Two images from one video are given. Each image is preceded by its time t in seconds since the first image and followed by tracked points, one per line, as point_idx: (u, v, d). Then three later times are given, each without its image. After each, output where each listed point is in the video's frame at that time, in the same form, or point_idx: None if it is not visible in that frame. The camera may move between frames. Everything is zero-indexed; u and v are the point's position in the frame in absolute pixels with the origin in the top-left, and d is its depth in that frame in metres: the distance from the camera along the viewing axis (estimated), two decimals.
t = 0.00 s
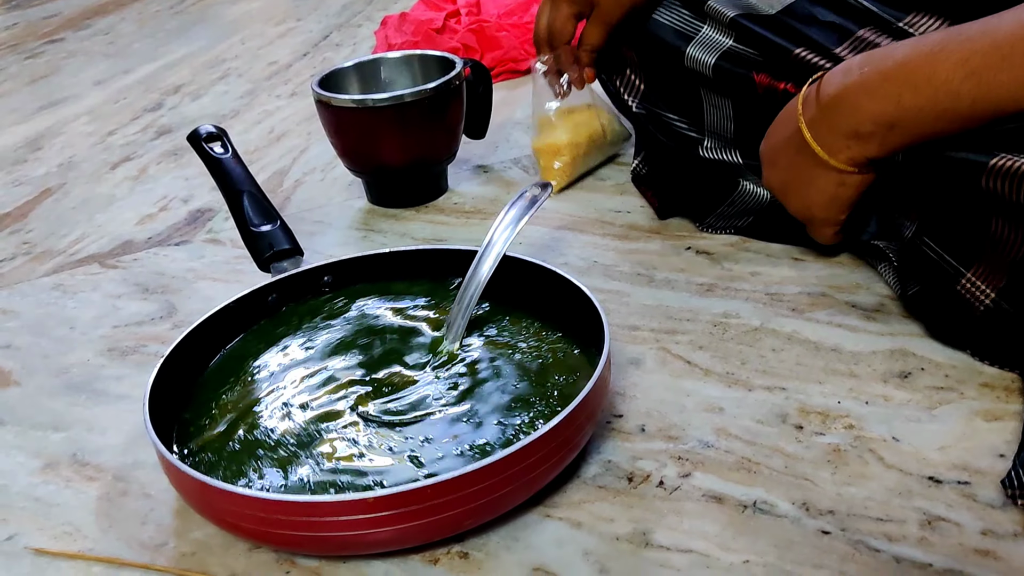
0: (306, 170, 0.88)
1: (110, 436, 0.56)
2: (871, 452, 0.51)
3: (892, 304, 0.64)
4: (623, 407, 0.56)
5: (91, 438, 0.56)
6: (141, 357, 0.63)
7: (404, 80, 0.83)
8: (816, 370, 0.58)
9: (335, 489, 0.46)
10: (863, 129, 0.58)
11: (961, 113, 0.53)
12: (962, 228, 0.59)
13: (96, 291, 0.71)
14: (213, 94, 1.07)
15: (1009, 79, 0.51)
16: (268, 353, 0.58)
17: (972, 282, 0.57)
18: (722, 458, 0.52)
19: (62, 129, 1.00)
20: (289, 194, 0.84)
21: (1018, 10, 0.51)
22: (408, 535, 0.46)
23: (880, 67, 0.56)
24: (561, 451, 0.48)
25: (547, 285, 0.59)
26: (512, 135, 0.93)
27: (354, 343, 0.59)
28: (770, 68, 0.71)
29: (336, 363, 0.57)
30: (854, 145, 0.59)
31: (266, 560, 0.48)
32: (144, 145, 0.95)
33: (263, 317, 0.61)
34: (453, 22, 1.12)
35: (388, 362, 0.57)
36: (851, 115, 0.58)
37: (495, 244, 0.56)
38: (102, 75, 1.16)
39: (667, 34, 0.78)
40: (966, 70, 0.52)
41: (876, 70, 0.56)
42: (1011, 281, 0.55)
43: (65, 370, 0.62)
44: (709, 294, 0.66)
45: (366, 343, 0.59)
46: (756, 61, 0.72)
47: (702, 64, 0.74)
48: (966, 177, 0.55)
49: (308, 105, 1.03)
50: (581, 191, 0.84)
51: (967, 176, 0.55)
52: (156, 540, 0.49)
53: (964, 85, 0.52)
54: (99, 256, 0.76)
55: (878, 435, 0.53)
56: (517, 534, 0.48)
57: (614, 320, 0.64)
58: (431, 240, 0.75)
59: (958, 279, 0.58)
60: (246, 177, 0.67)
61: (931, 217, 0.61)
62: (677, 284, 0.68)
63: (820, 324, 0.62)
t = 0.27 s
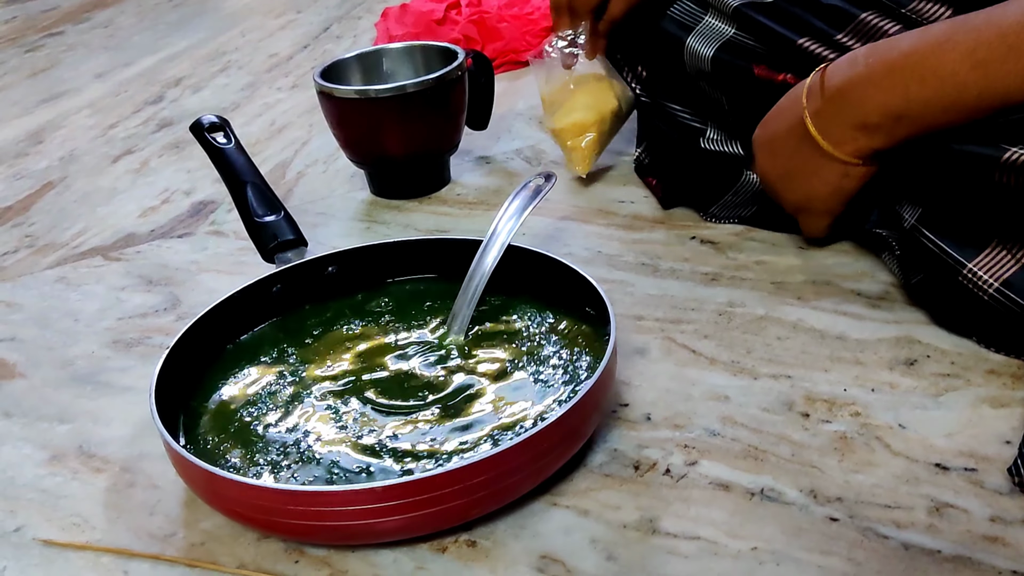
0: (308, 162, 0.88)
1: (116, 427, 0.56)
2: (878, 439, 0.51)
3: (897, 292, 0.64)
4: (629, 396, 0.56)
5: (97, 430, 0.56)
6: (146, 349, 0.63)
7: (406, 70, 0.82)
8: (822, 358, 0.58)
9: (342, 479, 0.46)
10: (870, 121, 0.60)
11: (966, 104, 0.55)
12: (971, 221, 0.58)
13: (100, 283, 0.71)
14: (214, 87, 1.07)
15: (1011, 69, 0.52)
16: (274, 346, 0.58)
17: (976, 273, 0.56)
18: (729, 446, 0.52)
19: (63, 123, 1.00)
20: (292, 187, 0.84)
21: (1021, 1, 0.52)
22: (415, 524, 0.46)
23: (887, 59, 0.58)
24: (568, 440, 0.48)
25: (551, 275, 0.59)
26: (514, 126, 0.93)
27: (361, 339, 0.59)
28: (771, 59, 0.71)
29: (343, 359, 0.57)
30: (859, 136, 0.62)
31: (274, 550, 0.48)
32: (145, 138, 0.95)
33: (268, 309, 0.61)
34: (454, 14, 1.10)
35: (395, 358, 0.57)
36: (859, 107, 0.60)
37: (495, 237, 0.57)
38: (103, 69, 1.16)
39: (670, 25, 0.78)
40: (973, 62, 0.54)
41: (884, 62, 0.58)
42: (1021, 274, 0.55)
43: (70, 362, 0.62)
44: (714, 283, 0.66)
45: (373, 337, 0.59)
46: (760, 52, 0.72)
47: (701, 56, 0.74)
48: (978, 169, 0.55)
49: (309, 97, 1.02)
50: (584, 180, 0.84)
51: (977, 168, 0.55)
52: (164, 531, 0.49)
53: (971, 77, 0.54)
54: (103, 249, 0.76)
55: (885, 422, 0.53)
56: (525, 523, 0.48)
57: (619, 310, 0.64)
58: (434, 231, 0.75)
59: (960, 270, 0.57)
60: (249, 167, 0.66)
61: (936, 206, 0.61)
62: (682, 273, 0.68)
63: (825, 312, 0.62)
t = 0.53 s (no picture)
0: (311, 157, 0.88)
1: (121, 422, 0.57)
2: (883, 431, 0.52)
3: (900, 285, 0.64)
4: (634, 390, 0.56)
5: (103, 425, 0.56)
6: (150, 345, 0.63)
7: (409, 65, 0.82)
8: (826, 351, 0.58)
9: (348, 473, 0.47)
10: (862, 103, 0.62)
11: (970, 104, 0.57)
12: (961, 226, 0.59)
13: (104, 279, 0.71)
14: (216, 83, 1.07)
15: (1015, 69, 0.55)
16: (278, 342, 0.58)
17: (967, 275, 0.57)
18: (734, 439, 0.52)
19: (65, 119, 1.00)
20: (295, 182, 0.84)
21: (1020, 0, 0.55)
22: (421, 518, 0.46)
23: (890, 60, 0.60)
24: (572, 434, 0.48)
25: (555, 269, 0.59)
26: (517, 120, 0.93)
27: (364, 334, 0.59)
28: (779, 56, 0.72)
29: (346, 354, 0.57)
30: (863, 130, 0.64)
31: (280, 544, 0.48)
32: (148, 134, 0.95)
33: (272, 304, 0.61)
34: (455, 7, 1.10)
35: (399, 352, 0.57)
36: (865, 105, 0.62)
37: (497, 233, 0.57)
38: (104, 65, 1.16)
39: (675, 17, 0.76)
40: (976, 63, 0.56)
41: (883, 54, 0.60)
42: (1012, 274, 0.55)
43: (75, 358, 0.62)
44: (718, 276, 0.66)
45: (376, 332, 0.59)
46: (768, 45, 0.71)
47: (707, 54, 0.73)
48: (972, 173, 0.56)
49: (310, 92, 1.02)
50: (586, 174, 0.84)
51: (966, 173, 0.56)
52: (170, 526, 0.49)
53: (973, 77, 0.56)
54: (106, 245, 0.76)
55: (890, 414, 0.53)
56: (530, 516, 0.49)
57: (623, 304, 0.64)
58: (438, 226, 0.75)
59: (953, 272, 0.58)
60: (253, 163, 0.66)
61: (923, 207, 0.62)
62: (686, 267, 0.68)
63: (829, 306, 0.62)
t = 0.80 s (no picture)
0: (328, 155, 0.88)
1: (145, 419, 0.56)
2: (911, 430, 0.51)
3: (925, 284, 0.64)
4: (660, 388, 0.56)
5: (126, 421, 0.56)
6: (173, 341, 0.63)
7: (429, 63, 0.82)
8: (852, 349, 0.58)
9: (375, 469, 0.46)
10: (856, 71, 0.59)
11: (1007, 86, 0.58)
12: (988, 220, 0.61)
13: (124, 275, 0.71)
14: (232, 80, 1.06)
15: None
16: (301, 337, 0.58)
17: (1002, 274, 0.59)
18: (761, 437, 0.52)
19: (82, 116, 1.00)
20: (313, 179, 0.84)
21: None
22: (449, 514, 0.46)
23: (937, 36, 0.56)
24: (599, 431, 0.48)
25: (580, 267, 0.59)
26: (535, 118, 0.93)
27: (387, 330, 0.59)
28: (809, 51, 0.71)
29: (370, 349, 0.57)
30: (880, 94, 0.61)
31: (307, 541, 0.48)
32: (165, 131, 0.95)
33: (295, 301, 0.61)
34: (471, 5, 1.09)
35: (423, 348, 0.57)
36: (897, 78, 0.58)
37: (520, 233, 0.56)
38: (119, 62, 1.16)
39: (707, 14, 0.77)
40: None
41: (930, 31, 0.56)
42: None
43: (97, 354, 0.62)
44: (741, 274, 0.66)
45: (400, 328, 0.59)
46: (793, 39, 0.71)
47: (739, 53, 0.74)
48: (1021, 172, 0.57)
49: (327, 90, 1.02)
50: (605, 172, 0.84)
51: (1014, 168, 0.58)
52: (196, 521, 0.49)
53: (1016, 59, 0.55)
54: (126, 241, 0.75)
55: (918, 413, 0.52)
56: (558, 513, 0.48)
57: (646, 301, 0.64)
58: (458, 223, 0.75)
59: (985, 271, 0.60)
60: (275, 161, 0.66)
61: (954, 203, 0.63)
62: (709, 265, 0.67)
63: (854, 304, 0.62)
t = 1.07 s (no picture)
0: (367, 163, 0.88)
1: (196, 430, 0.56)
2: (974, 455, 0.50)
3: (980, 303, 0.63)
4: (716, 407, 0.56)
5: (177, 432, 0.56)
6: (220, 351, 0.63)
7: (472, 73, 0.82)
8: (909, 370, 0.57)
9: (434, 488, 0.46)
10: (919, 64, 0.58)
11: None
12: None
13: (168, 283, 0.71)
14: (267, 85, 1.06)
15: None
16: (353, 349, 0.58)
17: None
18: (822, 460, 0.51)
19: (118, 120, 1.00)
20: (353, 187, 0.84)
21: None
22: (509, 535, 0.45)
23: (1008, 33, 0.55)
24: (659, 453, 0.47)
25: (636, 284, 0.59)
26: (574, 128, 0.92)
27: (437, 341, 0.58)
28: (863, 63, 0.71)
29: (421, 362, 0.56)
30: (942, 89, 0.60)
31: (366, 559, 0.47)
32: (202, 136, 0.95)
33: (346, 312, 0.61)
34: (507, 13, 1.08)
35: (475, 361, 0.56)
36: (962, 70, 0.58)
37: (571, 246, 0.56)
38: (153, 65, 1.16)
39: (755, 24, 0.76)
40: None
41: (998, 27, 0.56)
42: None
43: (145, 364, 0.62)
44: (792, 291, 0.65)
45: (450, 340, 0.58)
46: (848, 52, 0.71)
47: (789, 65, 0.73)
48: None
49: (362, 96, 1.02)
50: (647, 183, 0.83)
51: None
52: (252, 537, 0.49)
53: None
54: (168, 248, 0.75)
55: (980, 437, 0.52)
56: (618, 535, 0.48)
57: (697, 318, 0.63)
58: (501, 234, 0.75)
59: None
60: (324, 172, 0.66)
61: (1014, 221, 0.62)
62: (759, 281, 0.67)
63: (909, 323, 0.61)
